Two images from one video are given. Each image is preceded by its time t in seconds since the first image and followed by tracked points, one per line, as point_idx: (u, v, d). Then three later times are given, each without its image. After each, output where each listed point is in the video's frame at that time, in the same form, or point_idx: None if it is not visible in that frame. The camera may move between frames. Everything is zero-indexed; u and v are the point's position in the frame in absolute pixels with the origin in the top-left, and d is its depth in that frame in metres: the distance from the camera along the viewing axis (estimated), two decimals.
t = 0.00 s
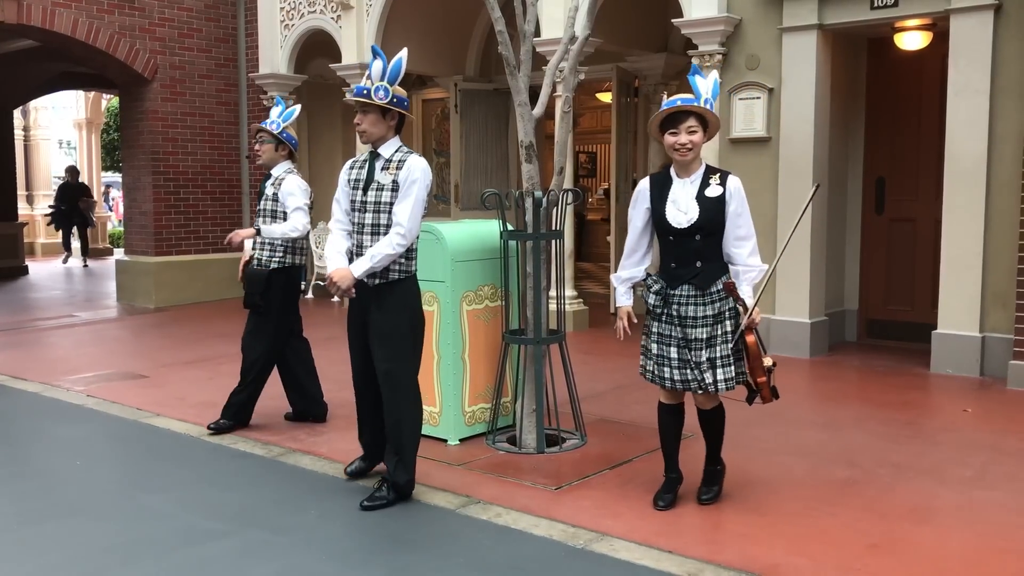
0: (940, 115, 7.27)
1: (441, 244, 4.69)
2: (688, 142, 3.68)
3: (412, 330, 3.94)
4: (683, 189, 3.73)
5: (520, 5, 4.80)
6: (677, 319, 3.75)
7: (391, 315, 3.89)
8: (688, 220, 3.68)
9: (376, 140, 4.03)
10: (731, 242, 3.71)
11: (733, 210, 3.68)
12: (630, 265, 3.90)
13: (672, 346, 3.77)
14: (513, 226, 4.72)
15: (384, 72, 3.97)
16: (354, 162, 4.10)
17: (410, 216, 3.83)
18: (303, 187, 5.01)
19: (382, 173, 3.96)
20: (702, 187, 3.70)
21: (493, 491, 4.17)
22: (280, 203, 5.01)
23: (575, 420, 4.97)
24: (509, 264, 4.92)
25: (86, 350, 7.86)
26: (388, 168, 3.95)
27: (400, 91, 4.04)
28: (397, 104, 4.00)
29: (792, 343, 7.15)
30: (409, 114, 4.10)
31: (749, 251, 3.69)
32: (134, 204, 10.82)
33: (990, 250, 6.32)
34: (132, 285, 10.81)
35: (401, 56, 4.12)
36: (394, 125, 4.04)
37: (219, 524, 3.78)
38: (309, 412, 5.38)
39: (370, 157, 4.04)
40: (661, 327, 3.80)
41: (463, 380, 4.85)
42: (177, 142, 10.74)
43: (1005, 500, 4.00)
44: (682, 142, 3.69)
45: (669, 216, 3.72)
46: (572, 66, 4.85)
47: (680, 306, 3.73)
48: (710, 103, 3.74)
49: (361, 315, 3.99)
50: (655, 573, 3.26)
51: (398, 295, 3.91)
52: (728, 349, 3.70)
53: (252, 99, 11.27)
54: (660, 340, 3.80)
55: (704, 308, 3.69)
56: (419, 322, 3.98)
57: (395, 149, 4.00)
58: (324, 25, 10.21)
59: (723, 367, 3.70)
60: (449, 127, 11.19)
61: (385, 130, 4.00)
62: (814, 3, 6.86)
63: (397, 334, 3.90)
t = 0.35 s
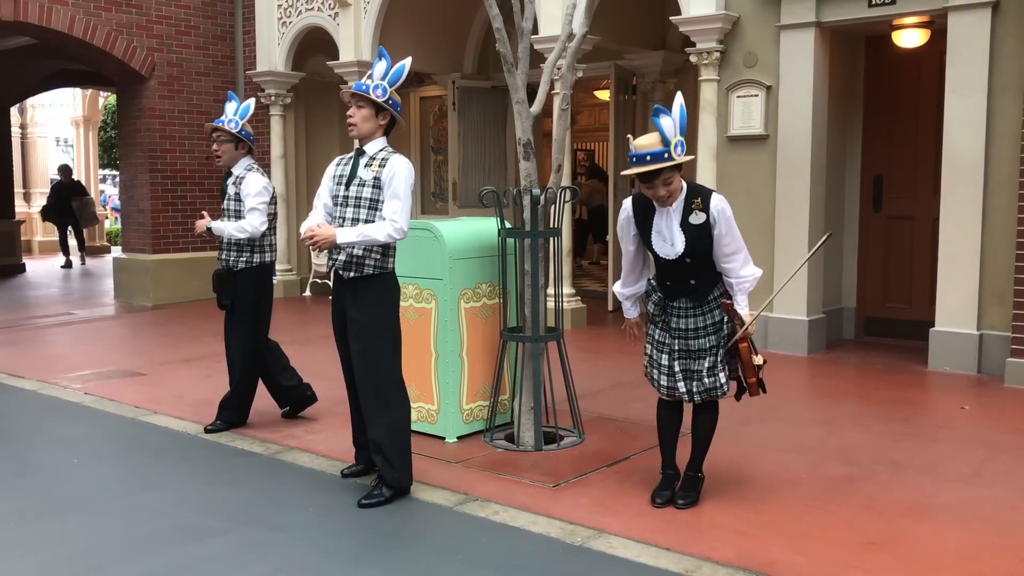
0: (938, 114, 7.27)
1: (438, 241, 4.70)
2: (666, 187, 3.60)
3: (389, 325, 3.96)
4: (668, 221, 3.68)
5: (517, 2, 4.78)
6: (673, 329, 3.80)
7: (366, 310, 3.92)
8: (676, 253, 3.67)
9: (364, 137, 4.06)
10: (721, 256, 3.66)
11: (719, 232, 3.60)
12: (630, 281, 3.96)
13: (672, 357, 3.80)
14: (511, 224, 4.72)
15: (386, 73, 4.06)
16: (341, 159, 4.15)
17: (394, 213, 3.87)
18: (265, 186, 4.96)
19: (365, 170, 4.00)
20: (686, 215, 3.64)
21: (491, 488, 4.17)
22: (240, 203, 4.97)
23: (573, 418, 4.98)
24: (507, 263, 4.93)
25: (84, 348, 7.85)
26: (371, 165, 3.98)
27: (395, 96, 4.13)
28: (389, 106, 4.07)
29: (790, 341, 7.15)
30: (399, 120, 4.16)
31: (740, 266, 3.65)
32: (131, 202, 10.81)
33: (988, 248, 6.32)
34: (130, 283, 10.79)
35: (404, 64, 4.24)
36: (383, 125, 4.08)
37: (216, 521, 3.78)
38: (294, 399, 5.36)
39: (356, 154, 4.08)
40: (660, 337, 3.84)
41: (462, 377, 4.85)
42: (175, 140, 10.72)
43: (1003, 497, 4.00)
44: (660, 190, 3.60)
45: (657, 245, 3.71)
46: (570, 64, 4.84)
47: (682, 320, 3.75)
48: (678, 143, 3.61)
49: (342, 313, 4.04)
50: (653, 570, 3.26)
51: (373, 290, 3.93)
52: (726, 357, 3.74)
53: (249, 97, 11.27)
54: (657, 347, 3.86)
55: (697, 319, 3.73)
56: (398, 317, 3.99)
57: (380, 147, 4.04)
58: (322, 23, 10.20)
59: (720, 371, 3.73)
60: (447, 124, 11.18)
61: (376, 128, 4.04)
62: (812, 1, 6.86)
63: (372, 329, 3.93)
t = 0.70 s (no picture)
0: (937, 113, 7.27)
1: (438, 239, 4.69)
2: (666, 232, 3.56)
3: (400, 313, 4.17)
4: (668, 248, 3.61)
5: None
6: (681, 332, 3.82)
7: (382, 298, 4.10)
8: (678, 276, 3.62)
9: (350, 129, 4.15)
10: (724, 270, 3.61)
11: (720, 252, 3.55)
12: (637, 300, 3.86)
13: (674, 355, 3.83)
14: (511, 221, 4.72)
15: (371, 66, 4.17)
16: (330, 158, 4.21)
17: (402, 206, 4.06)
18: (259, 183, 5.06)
19: (360, 166, 4.09)
20: (685, 238, 3.57)
21: (490, 486, 4.17)
22: (233, 200, 5.00)
23: (572, 416, 4.98)
24: (507, 262, 4.93)
25: (83, 346, 7.85)
26: (367, 160, 4.08)
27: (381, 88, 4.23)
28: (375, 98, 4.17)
29: (789, 339, 7.16)
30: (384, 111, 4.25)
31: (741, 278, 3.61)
32: (131, 200, 10.80)
33: (987, 247, 6.32)
34: (129, 281, 10.79)
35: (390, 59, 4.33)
36: (368, 117, 4.17)
37: (216, 518, 3.79)
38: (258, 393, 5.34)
39: (346, 151, 4.16)
40: (668, 337, 3.86)
41: (461, 374, 4.85)
42: (174, 137, 10.72)
43: (1002, 495, 4.01)
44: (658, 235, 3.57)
45: (659, 269, 3.65)
46: (570, 62, 4.83)
47: (689, 320, 3.79)
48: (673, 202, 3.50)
49: (352, 302, 4.20)
50: (652, 567, 3.27)
51: (388, 281, 4.11)
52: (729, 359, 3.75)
53: (248, 95, 11.27)
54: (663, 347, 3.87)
55: (704, 323, 3.77)
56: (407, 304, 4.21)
57: (371, 140, 4.14)
58: (322, 21, 10.20)
59: (720, 374, 3.73)
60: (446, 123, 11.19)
61: (361, 119, 4.13)
62: None
63: (386, 319, 4.12)
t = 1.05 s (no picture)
0: (937, 112, 7.28)
1: (437, 237, 4.69)
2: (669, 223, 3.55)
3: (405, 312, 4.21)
4: (669, 239, 3.61)
5: None
6: (680, 326, 3.81)
7: (385, 301, 4.14)
8: (678, 267, 3.62)
9: (358, 134, 4.17)
10: (724, 268, 3.60)
11: (721, 249, 3.55)
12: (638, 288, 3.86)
13: (674, 349, 3.83)
14: (511, 220, 4.71)
15: (366, 69, 4.07)
16: (343, 161, 4.26)
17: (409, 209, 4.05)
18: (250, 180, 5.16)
19: (370, 169, 4.13)
20: (687, 232, 3.57)
21: (489, 484, 4.18)
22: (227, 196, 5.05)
23: (571, 414, 4.98)
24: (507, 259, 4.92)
25: (82, 343, 7.85)
26: (377, 163, 4.12)
27: (380, 87, 4.18)
28: (378, 101, 4.16)
29: (788, 338, 7.16)
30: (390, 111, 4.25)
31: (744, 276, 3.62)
32: (130, 197, 10.79)
33: (987, 246, 6.33)
34: (128, 278, 10.78)
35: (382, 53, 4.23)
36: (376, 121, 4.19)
37: (214, 516, 3.79)
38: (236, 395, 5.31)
39: (356, 154, 4.20)
40: (667, 331, 3.86)
41: (460, 372, 4.84)
42: (174, 135, 10.71)
43: (1000, 495, 4.01)
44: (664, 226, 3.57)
45: (660, 260, 3.66)
46: (570, 60, 4.83)
47: (686, 317, 3.78)
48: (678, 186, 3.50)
49: (355, 303, 4.24)
50: (650, 565, 3.27)
51: (393, 280, 4.14)
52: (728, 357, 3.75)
53: (248, 92, 11.26)
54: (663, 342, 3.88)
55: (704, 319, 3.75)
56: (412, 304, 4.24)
57: (381, 144, 4.17)
58: (322, 19, 10.20)
59: (719, 371, 3.74)
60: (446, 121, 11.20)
61: (368, 125, 4.15)
62: None
63: (392, 317, 4.16)
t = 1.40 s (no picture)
0: (936, 110, 7.28)
1: (436, 236, 4.68)
2: (669, 178, 3.64)
3: (396, 312, 4.21)
4: (674, 203, 3.68)
5: None
6: (673, 317, 3.77)
7: (374, 299, 4.13)
8: (677, 235, 3.65)
9: (368, 132, 4.18)
10: (721, 246, 3.65)
11: (722, 222, 3.61)
12: (636, 268, 3.87)
13: (666, 340, 3.81)
14: (509, 218, 4.71)
15: (378, 68, 4.09)
16: (352, 158, 4.27)
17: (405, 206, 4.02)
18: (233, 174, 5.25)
19: (373, 165, 4.14)
20: (692, 199, 3.65)
21: (488, 482, 4.17)
22: (215, 191, 5.12)
23: (570, 412, 4.97)
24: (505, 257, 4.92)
25: (81, 341, 7.84)
26: (380, 161, 4.13)
27: (392, 86, 4.19)
28: (388, 100, 4.16)
29: (786, 336, 7.16)
30: (401, 110, 4.26)
31: (740, 258, 3.63)
32: (128, 195, 10.78)
33: (985, 245, 6.33)
34: (126, 276, 10.77)
35: (394, 55, 4.25)
36: (385, 120, 4.19)
37: (212, 513, 3.78)
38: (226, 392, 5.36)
39: (363, 151, 4.21)
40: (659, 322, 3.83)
41: (458, 370, 4.84)
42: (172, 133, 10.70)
43: (997, 492, 4.02)
44: (666, 183, 3.66)
45: (660, 229, 3.70)
46: (569, 58, 4.82)
47: (677, 306, 3.75)
48: (686, 132, 3.59)
49: (349, 303, 4.24)
50: (648, 563, 3.28)
51: (383, 279, 4.13)
52: (723, 349, 3.72)
53: (247, 89, 11.25)
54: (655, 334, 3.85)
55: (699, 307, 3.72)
56: (402, 304, 4.23)
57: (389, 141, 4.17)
58: (320, 16, 10.20)
59: (714, 364, 3.71)
60: (444, 118, 11.19)
61: (377, 124, 4.15)
62: None
63: (379, 315, 4.15)
